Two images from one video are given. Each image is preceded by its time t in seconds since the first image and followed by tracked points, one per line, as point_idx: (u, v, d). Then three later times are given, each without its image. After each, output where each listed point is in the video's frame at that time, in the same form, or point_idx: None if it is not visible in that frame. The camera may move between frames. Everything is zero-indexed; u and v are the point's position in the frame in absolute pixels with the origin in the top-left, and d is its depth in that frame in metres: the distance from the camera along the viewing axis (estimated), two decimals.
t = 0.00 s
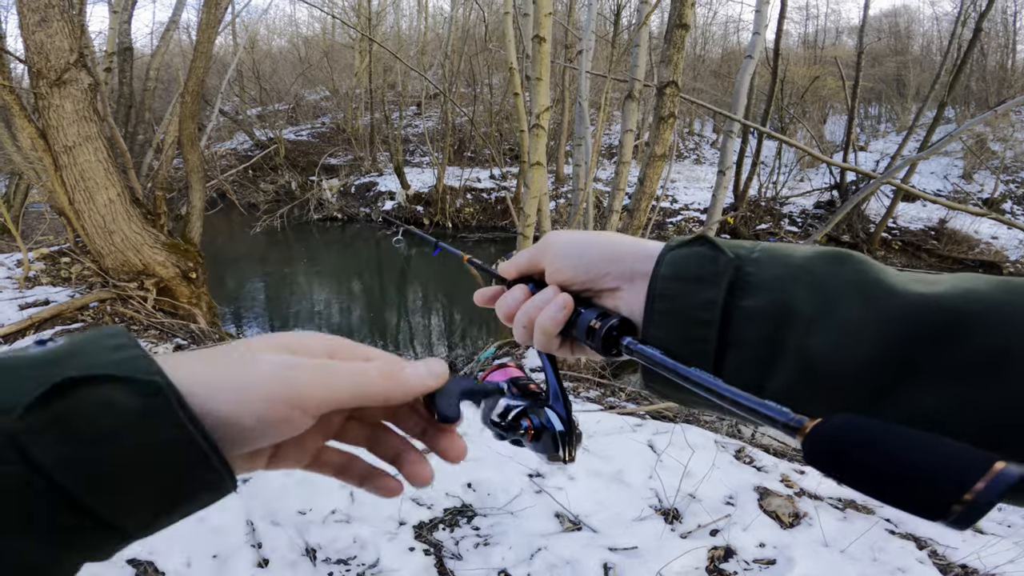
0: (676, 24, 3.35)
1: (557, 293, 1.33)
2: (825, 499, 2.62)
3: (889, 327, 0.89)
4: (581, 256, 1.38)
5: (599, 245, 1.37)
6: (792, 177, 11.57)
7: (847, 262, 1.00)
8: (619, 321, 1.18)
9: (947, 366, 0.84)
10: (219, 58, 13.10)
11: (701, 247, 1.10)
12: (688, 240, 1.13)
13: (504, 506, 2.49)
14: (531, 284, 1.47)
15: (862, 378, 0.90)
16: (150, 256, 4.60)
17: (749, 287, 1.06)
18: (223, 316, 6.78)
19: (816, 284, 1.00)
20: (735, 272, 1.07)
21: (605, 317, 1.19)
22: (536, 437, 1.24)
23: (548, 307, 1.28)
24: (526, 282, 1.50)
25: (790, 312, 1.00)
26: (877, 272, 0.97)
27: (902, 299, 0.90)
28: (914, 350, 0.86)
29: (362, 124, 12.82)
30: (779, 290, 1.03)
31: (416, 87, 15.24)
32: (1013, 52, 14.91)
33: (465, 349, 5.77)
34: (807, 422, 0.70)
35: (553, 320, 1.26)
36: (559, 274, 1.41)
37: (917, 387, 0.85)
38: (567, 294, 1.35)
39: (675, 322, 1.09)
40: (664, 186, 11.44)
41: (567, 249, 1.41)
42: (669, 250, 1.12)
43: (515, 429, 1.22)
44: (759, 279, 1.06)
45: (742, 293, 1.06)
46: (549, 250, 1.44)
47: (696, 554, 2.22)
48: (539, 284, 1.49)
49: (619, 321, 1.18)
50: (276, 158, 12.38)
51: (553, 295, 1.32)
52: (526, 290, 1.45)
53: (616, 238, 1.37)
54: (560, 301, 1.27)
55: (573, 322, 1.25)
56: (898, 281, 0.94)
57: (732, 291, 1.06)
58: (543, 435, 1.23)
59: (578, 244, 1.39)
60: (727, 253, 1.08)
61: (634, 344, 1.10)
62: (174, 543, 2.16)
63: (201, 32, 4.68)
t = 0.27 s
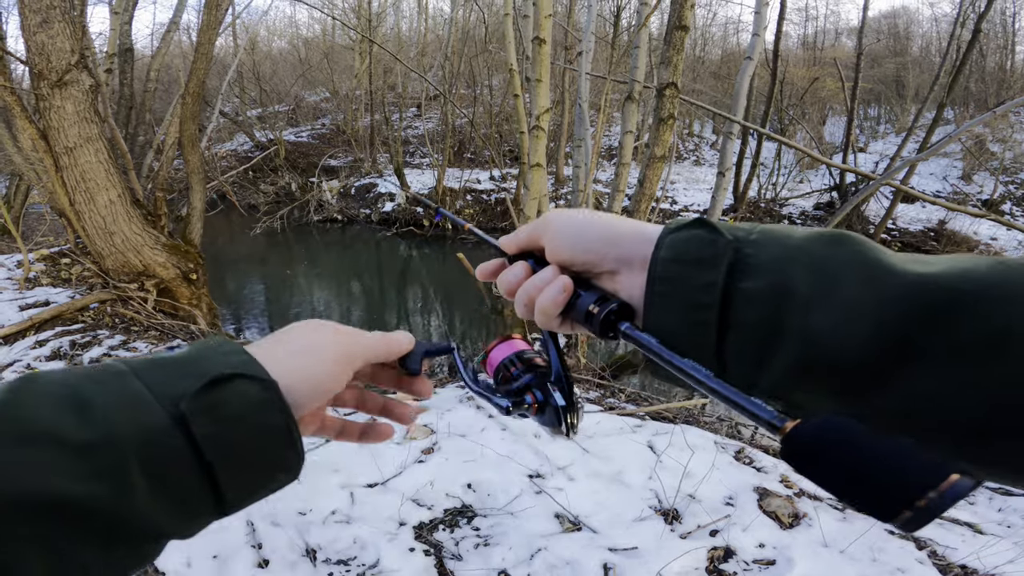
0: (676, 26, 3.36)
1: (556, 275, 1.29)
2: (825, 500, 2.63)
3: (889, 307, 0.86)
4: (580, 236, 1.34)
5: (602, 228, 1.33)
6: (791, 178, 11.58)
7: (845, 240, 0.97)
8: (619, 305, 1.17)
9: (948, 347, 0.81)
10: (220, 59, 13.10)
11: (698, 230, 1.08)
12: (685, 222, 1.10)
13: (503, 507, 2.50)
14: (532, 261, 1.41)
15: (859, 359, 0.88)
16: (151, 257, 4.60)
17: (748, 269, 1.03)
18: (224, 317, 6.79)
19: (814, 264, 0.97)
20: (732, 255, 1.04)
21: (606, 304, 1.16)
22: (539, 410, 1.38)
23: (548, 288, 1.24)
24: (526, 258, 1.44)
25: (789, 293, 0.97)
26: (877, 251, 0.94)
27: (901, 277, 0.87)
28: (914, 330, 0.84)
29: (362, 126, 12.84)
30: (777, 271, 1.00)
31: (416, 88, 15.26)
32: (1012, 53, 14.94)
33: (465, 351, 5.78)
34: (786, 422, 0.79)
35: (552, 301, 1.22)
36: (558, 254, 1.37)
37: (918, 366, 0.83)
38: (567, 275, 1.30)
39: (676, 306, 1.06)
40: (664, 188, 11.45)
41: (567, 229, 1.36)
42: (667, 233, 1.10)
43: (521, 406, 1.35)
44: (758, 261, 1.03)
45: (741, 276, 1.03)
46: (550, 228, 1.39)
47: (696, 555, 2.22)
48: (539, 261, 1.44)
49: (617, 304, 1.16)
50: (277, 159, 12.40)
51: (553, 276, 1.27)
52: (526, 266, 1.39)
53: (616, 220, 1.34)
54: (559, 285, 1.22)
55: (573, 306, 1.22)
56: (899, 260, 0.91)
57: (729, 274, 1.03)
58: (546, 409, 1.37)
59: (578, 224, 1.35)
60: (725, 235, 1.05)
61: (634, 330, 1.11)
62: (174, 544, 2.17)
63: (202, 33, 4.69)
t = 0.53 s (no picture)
0: (671, 30, 3.38)
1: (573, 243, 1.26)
2: (823, 501, 2.64)
3: (955, 287, 0.80)
4: (599, 203, 1.29)
5: (624, 196, 1.28)
6: (787, 180, 11.65)
7: (903, 218, 0.91)
8: (641, 282, 1.11)
9: (1016, 331, 0.76)
10: (217, 63, 13.12)
11: (742, 196, 1.01)
12: (724, 189, 1.03)
13: (501, 511, 2.49)
14: (544, 223, 1.38)
15: (918, 340, 0.82)
16: (148, 262, 4.59)
17: (794, 243, 0.96)
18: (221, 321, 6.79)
19: (868, 240, 0.90)
20: (780, 225, 0.97)
21: (625, 279, 1.12)
22: (550, 381, 1.32)
23: (564, 258, 1.20)
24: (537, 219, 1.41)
25: (841, 270, 0.91)
26: (936, 230, 0.88)
27: (969, 258, 0.81)
28: (981, 311, 0.78)
29: (360, 130, 12.86)
30: (828, 246, 0.93)
31: (414, 92, 15.31)
32: (1005, 55, 15.05)
33: (464, 355, 5.79)
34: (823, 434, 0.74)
35: (568, 272, 1.19)
36: (574, 220, 1.32)
37: (982, 353, 0.78)
38: (582, 243, 1.27)
39: (707, 280, 1.00)
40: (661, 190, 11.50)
41: (585, 193, 1.31)
42: (703, 200, 1.03)
43: (532, 377, 1.29)
44: (805, 234, 0.96)
45: (788, 249, 0.96)
46: (567, 191, 1.33)
47: (694, 557, 2.22)
48: (552, 222, 1.39)
49: (640, 282, 1.11)
50: (274, 163, 12.40)
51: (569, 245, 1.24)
52: (538, 229, 1.36)
53: (639, 187, 1.29)
54: (577, 254, 1.19)
55: (590, 277, 1.18)
56: (960, 241, 0.86)
57: (776, 247, 0.96)
58: (557, 380, 1.31)
59: (597, 189, 1.30)
60: (772, 205, 0.99)
61: (656, 314, 1.06)
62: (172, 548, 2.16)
63: (199, 38, 4.70)
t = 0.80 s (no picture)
0: (665, 33, 3.39)
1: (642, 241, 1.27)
2: (820, 504, 2.65)
3: None
4: (682, 199, 1.35)
5: (689, 180, 1.35)
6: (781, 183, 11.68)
7: None
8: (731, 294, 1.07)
9: None
10: (211, 67, 13.09)
11: (891, 205, 1.11)
12: (866, 199, 1.13)
13: (499, 516, 2.48)
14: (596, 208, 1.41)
15: None
16: (142, 267, 4.58)
17: (951, 268, 1.08)
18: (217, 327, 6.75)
19: None
20: (937, 245, 1.08)
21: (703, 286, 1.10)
22: (583, 387, 1.16)
23: (631, 257, 1.20)
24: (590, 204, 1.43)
25: (1005, 301, 1.03)
26: None
27: None
28: None
29: (355, 134, 12.85)
30: (984, 274, 1.07)
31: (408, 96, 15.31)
32: (996, 56, 15.15)
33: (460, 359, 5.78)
34: (964, 496, 0.68)
35: (634, 273, 1.19)
36: (652, 212, 1.38)
37: None
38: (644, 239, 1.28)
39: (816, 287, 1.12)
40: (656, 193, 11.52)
41: (668, 184, 1.36)
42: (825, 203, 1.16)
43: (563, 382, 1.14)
44: (962, 262, 1.08)
45: (942, 274, 1.08)
46: (647, 180, 1.37)
47: (692, 560, 2.22)
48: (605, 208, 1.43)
49: (730, 297, 1.06)
50: (269, 167, 12.37)
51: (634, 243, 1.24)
52: (589, 213, 1.39)
53: (726, 185, 1.35)
54: (649, 251, 1.18)
55: (664, 284, 1.18)
56: None
57: (929, 270, 1.08)
58: (591, 384, 1.15)
59: (680, 184, 1.35)
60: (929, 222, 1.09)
61: (749, 338, 0.99)
62: (169, 554, 2.16)
63: (192, 42, 4.68)
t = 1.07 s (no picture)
0: (657, 35, 3.41)
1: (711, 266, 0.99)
2: (815, 504, 2.67)
3: None
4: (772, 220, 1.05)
5: (786, 193, 1.06)
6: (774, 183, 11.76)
7: None
8: (829, 340, 0.83)
9: None
10: (205, 71, 13.08)
11: None
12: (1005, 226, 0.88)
13: (494, 519, 2.49)
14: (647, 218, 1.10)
15: None
16: (134, 273, 4.56)
17: None
18: (211, 331, 6.73)
19: None
20: None
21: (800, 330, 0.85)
22: (627, 425, 1.10)
23: (705, 288, 0.93)
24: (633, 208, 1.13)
25: None
26: None
27: None
28: None
29: (349, 137, 12.85)
30: None
31: (403, 99, 15.33)
32: (985, 57, 15.31)
33: (456, 363, 5.78)
34: None
35: (709, 310, 0.92)
36: (727, 232, 1.07)
37: None
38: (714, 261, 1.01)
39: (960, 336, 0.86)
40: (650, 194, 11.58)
41: (749, 198, 1.05)
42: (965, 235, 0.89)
43: (605, 421, 1.09)
44: None
45: None
46: (719, 192, 1.07)
47: (687, 561, 2.23)
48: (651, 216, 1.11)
49: (830, 346, 0.82)
50: (263, 171, 12.36)
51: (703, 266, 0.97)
52: (642, 225, 1.08)
53: (830, 203, 1.06)
54: (729, 286, 0.91)
55: (743, 325, 0.91)
56: None
57: None
58: (636, 422, 1.09)
59: (770, 199, 1.05)
60: None
61: (853, 395, 0.78)
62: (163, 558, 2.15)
63: (185, 46, 4.69)
